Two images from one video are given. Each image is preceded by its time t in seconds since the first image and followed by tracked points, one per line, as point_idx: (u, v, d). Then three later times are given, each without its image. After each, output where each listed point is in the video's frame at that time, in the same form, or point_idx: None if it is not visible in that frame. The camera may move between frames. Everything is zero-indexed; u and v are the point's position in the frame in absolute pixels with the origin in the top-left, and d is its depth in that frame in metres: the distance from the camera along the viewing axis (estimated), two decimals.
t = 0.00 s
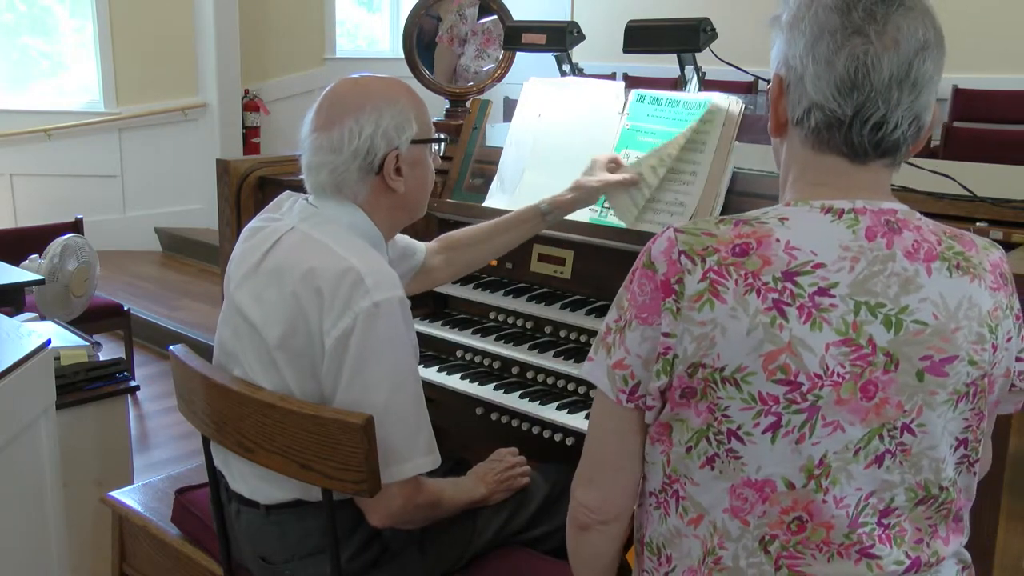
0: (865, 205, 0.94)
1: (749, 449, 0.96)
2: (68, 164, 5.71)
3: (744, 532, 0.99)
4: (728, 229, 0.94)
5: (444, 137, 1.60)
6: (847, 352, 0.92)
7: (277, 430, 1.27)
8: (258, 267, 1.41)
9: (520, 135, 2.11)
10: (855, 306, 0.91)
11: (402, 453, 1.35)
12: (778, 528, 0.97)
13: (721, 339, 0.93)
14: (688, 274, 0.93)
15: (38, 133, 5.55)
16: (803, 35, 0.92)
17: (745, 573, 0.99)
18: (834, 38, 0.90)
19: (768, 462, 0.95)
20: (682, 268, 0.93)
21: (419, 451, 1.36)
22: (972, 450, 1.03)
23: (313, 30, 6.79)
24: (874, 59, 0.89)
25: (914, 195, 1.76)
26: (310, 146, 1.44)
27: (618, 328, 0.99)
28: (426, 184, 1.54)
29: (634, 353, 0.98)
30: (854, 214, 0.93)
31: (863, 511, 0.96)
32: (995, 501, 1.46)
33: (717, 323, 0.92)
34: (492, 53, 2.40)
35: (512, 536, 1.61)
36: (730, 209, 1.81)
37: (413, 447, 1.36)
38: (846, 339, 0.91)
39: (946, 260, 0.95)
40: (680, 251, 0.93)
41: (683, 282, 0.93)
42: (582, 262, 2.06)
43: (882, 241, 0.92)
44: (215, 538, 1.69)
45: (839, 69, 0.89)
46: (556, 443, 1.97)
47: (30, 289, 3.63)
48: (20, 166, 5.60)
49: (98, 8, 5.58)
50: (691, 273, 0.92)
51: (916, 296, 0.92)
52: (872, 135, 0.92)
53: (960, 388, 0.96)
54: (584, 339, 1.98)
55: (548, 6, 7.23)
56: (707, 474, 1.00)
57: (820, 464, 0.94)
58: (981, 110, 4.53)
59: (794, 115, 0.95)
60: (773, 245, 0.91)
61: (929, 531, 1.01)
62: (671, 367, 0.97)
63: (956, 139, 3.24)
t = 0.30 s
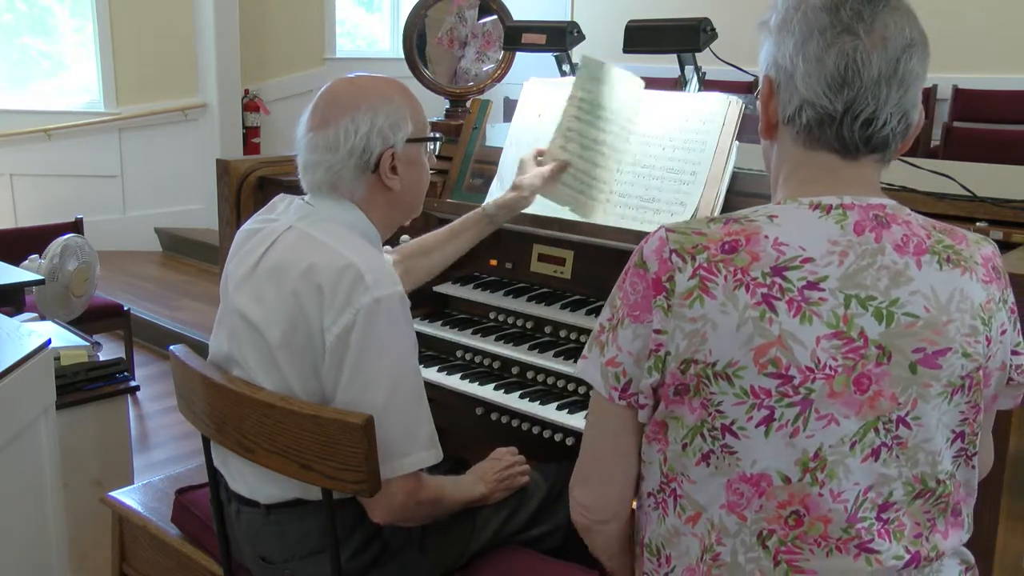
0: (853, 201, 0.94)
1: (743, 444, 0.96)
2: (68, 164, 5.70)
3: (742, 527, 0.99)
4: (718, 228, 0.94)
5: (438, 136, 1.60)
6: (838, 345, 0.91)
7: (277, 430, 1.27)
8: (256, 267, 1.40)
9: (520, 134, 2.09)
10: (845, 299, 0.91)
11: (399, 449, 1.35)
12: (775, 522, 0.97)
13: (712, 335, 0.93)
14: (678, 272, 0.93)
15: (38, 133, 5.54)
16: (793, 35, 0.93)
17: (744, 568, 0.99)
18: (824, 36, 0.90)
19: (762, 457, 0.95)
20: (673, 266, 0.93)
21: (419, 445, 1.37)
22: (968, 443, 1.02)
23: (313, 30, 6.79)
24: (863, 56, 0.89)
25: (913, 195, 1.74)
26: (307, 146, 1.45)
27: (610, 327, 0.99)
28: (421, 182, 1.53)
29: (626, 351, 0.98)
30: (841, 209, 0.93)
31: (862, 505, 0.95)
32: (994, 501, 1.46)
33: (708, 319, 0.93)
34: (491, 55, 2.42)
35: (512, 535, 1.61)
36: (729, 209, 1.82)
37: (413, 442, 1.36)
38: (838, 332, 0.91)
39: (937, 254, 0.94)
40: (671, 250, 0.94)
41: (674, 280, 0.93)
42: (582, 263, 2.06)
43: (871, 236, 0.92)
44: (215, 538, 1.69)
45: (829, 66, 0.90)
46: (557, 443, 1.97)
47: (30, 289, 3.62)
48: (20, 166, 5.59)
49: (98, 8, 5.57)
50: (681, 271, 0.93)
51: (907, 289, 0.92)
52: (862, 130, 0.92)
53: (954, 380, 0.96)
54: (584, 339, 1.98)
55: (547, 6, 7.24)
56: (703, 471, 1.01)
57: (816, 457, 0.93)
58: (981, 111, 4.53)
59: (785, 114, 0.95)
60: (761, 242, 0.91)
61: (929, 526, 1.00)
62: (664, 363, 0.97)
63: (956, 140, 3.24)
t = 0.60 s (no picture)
0: (839, 195, 0.96)
1: (722, 427, 0.97)
2: (68, 164, 5.70)
3: (725, 512, 1.00)
4: (707, 219, 0.97)
5: (431, 134, 1.60)
6: (818, 331, 0.92)
7: (277, 430, 1.27)
8: (254, 267, 1.40)
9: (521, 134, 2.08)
10: (826, 287, 0.92)
11: (398, 444, 1.35)
12: (758, 509, 0.97)
13: (694, 319, 0.95)
14: (666, 260, 0.96)
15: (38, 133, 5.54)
16: (794, 39, 0.96)
17: (729, 555, 1.00)
18: (824, 41, 0.93)
19: (742, 440, 0.96)
20: (661, 255, 0.96)
21: (419, 440, 1.37)
22: (960, 440, 0.99)
23: (313, 30, 6.79)
24: (862, 60, 0.92)
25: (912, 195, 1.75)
26: (302, 145, 1.44)
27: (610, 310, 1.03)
28: (417, 180, 1.54)
29: (620, 335, 1.01)
30: (827, 202, 0.95)
31: (843, 494, 0.95)
32: (994, 501, 1.46)
33: (689, 304, 0.95)
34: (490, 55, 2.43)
35: (512, 535, 1.61)
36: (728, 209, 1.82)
37: (412, 437, 1.36)
38: (818, 319, 0.92)
39: (924, 248, 0.95)
40: (661, 239, 0.97)
41: (661, 268, 0.96)
42: (582, 263, 2.07)
43: (855, 228, 0.94)
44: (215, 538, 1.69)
45: (829, 70, 0.93)
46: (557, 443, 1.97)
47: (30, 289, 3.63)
48: (20, 166, 5.59)
49: (99, 8, 5.57)
50: (669, 259, 0.96)
51: (891, 281, 0.92)
52: (861, 133, 0.95)
53: (942, 375, 0.94)
54: (585, 339, 1.98)
55: (547, 6, 7.25)
56: (686, 455, 1.02)
57: (795, 443, 0.94)
58: (981, 111, 4.53)
59: (785, 116, 0.98)
60: (744, 231, 0.94)
61: (912, 518, 0.98)
62: (653, 347, 0.99)
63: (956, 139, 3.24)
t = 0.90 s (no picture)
0: (824, 188, 1.00)
1: (693, 396, 1.03)
2: (68, 164, 5.71)
3: (694, 477, 1.06)
4: (701, 205, 1.05)
5: (428, 134, 1.61)
6: (786, 313, 0.96)
7: (276, 430, 1.27)
8: (252, 267, 1.40)
9: (521, 137, 2.11)
10: (798, 273, 0.96)
11: (397, 441, 1.35)
12: (723, 479, 1.02)
13: (672, 294, 1.03)
14: (658, 238, 1.06)
15: (38, 133, 5.54)
16: (809, 42, 0.99)
17: (697, 519, 1.06)
18: (838, 46, 0.96)
19: (710, 411, 1.02)
20: (658, 233, 1.06)
21: (418, 437, 1.37)
22: (940, 436, 0.97)
23: (313, 30, 6.78)
24: (874, 68, 0.95)
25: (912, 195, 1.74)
26: (299, 144, 1.44)
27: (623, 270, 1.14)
28: (414, 178, 1.55)
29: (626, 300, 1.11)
30: (810, 195, 0.99)
31: (809, 473, 0.97)
32: (994, 501, 1.46)
33: (669, 280, 1.04)
34: (490, 53, 2.42)
35: (512, 535, 1.61)
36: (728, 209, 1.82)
37: (411, 434, 1.36)
38: (786, 301, 0.96)
39: (906, 242, 0.95)
40: (663, 220, 1.06)
41: (654, 245, 1.06)
42: (582, 263, 2.07)
43: (833, 220, 0.97)
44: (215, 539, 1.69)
45: (840, 75, 0.96)
46: (558, 443, 1.97)
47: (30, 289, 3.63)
48: (20, 166, 5.59)
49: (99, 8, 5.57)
50: (663, 237, 1.05)
51: (866, 271, 0.94)
52: (865, 138, 0.98)
53: (918, 367, 0.94)
54: (585, 339, 1.98)
55: (547, 6, 7.25)
56: (664, 421, 1.09)
57: (759, 419, 0.98)
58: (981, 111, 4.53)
59: (793, 116, 1.01)
60: (726, 218, 1.01)
61: (888, 510, 0.98)
62: (644, 318, 1.09)
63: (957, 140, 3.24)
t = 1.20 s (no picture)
0: (825, 184, 1.00)
1: (688, 382, 1.03)
2: (68, 164, 5.70)
3: (687, 463, 1.05)
4: (706, 199, 1.06)
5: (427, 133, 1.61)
6: (781, 304, 0.96)
7: (276, 430, 1.27)
8: (251, 267, 1.40)
9: (521, 137, 2.11)
10: (795, 266, 0.96)
11: (396, 440, 1.36)
12: (716, 465, 1.02)
13: (672, 283, 1.04)
14: (665, 229, 1.07)
15: (38, 133, 5.54)
16: (832, 46, 0.99)
17: (690, 504, 1.06)
18: (860, 54, 0.96)
19: (704, 398, 1.02)
20: (666, 221, 1.07)
21: (418, 437, 1.37)
22: (932, 430, 0.97)
23: (313, 30, 6.78)
24: (891, 80, 0.96)
25: (913, 195, 1.74)
26: (300, 143, 1.44)
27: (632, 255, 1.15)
28: (414, 176, 1.55)
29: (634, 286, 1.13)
30: (811, 190, 0.99)
31: (800, 463, 0.97)
32: (993, 500, 1.46)
33: (670, 270, 1.04)
34: (490, 53, 2.42)
35: (513, 535, 1.61)
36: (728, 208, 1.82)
37: (410, 433, 1.36)
38: (782, 292, 0.96)
39: (903, 238, 0.96)
40: (671, 211, 1.07)
41: (661, 235, 1.07)
42: (582, 263, 2.07)
43: (832, 215, 0.97)
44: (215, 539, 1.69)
45: (858, 82, 0.96)
46: (558, 443, 1.97)
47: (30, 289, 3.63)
48: (20, 166, 5.59)
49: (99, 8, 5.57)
50: (669, 227, 1.06)
51: (862, 265, 0.94)
52: (873, 147, 0.98)
53: (910, 360, 0.94)
54: (585, 339, 1.98)
55: (547, 6, 7.25)
56: (661, 406, 1.09)
57: (752, 407, 0.98)
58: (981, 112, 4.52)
59: (806, 116, 1.01)
60: (729, 211, 1.02)
61: (879, 502, 0.98)
62: (648, 307, 1.10)
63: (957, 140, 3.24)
